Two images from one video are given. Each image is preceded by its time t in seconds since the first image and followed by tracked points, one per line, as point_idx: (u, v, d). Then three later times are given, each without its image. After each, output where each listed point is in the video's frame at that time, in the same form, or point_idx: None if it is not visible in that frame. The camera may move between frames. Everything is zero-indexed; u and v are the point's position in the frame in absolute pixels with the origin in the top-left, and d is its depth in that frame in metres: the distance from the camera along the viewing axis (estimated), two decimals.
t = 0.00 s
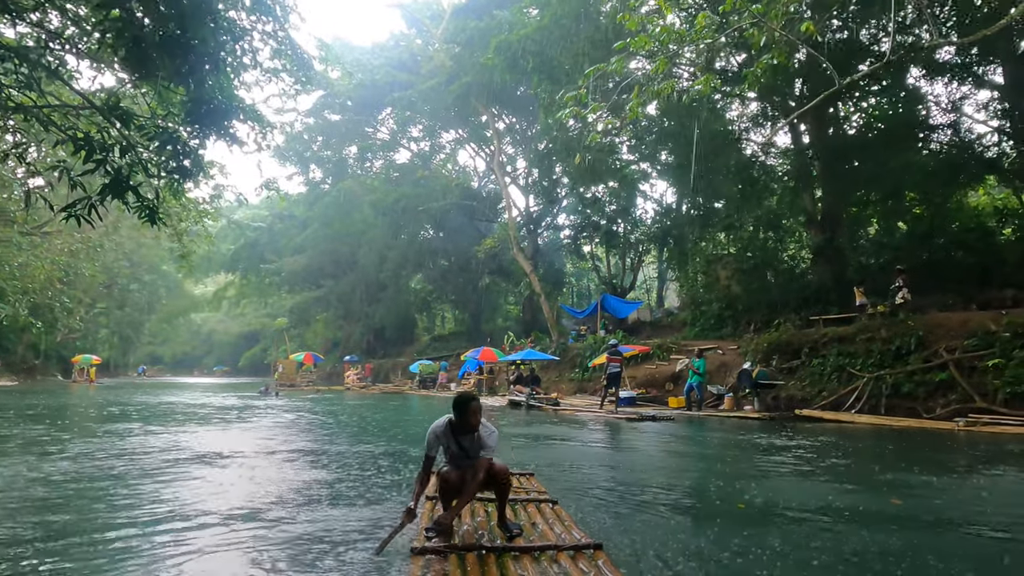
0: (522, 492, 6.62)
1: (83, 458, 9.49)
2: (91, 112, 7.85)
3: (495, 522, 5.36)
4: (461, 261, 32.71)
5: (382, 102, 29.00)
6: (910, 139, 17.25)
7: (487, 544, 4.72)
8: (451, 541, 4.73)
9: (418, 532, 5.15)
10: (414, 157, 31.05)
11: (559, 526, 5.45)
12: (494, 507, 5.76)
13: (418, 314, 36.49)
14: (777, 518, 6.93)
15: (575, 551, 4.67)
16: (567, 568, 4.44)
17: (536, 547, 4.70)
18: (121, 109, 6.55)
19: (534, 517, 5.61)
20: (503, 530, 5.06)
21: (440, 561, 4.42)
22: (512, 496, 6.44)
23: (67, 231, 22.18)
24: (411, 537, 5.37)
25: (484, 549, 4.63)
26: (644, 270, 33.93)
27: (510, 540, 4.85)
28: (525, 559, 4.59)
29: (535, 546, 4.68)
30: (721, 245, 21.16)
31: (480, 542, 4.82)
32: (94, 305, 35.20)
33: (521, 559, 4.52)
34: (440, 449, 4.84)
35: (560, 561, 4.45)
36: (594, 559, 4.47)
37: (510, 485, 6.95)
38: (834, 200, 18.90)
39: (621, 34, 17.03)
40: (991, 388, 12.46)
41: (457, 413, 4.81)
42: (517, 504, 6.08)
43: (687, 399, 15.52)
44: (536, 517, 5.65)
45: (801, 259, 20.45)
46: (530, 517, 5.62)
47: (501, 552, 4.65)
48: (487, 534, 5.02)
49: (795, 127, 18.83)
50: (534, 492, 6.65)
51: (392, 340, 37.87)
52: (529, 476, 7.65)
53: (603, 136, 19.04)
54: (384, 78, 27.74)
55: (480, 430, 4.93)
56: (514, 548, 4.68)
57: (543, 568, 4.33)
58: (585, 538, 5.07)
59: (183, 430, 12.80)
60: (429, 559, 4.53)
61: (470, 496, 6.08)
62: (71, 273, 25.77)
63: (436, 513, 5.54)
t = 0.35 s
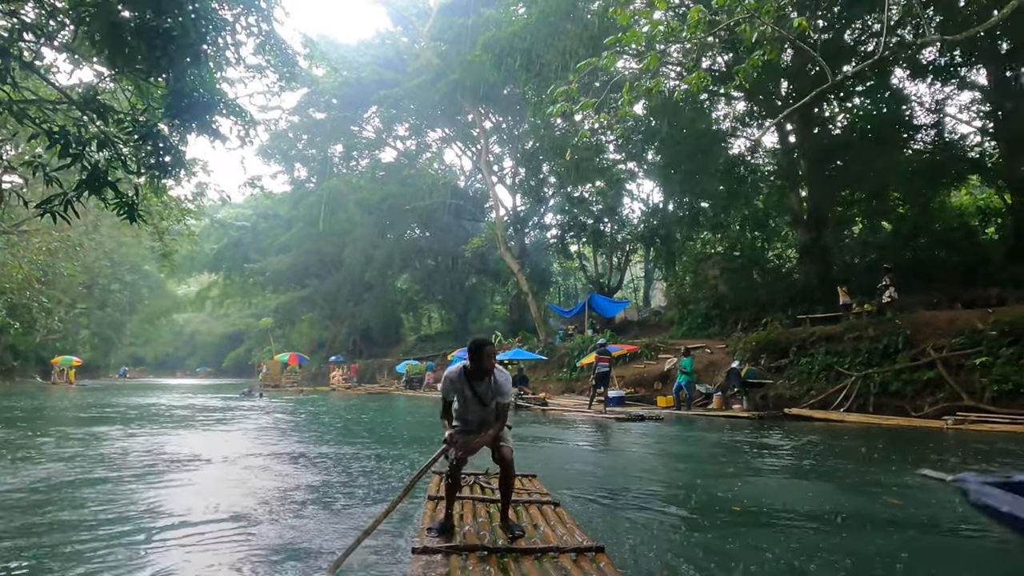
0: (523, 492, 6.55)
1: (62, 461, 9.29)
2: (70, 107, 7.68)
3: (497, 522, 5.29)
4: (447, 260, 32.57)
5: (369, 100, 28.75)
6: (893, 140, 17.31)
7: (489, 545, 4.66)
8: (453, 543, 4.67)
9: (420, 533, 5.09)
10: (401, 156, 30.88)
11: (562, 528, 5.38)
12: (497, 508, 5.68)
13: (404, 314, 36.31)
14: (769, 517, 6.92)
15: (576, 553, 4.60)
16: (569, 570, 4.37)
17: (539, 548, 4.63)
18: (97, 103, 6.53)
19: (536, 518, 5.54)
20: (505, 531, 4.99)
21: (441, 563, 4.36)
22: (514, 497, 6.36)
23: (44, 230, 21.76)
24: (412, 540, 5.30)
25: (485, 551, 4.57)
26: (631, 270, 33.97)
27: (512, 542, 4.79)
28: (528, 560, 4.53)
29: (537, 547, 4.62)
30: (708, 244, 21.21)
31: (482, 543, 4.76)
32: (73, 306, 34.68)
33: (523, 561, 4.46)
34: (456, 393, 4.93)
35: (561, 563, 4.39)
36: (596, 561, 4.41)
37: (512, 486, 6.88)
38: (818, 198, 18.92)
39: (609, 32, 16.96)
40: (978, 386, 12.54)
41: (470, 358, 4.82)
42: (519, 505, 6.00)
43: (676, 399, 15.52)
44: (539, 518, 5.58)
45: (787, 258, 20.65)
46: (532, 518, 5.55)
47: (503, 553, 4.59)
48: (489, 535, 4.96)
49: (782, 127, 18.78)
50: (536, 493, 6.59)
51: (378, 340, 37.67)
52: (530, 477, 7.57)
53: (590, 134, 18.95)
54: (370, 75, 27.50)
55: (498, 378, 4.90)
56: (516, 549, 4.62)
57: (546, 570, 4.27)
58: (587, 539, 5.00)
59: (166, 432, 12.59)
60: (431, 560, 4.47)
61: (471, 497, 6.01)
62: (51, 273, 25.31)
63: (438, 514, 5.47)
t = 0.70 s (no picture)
0: (524, 492, 6.44)
1: (38, 464, 9.09)
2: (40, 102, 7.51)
3: (498, 522, 5.18)
4: (432, 259, 32.45)
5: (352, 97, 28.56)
6: (874, 141, 17.40)
7: (489, 544, 4.58)
8: (453, 542, 4.58)
9: (420, 533, 5.00)
10: (385, 155, 30.74)
11: (562, 528, 5.28)
12: (497, 508, 5.57)
13: (387, 313, 36.13)
14: (760, 517, 6.87)
15: (577, 553, 4.51)
16: (569, 570, 4.28)
17: (539, 548, 4.54)
18: (69, 94, 6.50)
19: (537, 517, 5.44)
20: (506, 530, 4.89)
21: (440, 562, 4.27)
22: (515, 497, 6.25)
23: (19, 228, 21.37)
24: (411, 543, 5.19)
25: (485, 550, 4.48)
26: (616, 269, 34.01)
27: (512, 541, 4.69)
28: (528, 560, 4.43)
29: (537, 547, 4.52)
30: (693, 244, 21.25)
31: (482, 542, 4.67)
32: (50, 305, 34.16)
33: (523, 561, 4.36)
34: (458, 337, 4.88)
35: (561, 563, 4.29)
36: (597, 562, 4.31)
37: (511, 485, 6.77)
38: (801, 198, 18.90)
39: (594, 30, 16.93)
40: (963, 384, 12.62)
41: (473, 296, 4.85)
42: (519, 505, 5.90)
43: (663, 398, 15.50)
44: (540, 518, 5.48)
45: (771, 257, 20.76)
46: (532, 518, 5.45)
47: (502, 553, 4.50)
48: (489, 534, 4.86)
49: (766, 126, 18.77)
50: (537, 492, 6.48)
51: (362, 340, 37.45)
52: (531, 476, 7.47)
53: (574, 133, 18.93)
54: (354, 73, 27.33)
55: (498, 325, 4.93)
56: (516, 549, 4.54)
57: (546, 571, 4.17)
58: (588, 540, 4.90)
59: (146, 434, 12.38)
60: (431, 558, 4.38)
61: (471, 496, 5.90)
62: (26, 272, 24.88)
63: (439, 512, 5.37)
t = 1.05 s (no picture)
0: (526, 492, 6.33)
1: (12, 468, 8.85)
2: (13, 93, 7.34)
3: (500, 522, 5.09)
4: (417, 259, 32.34)
5: (337, 94, 28.38)
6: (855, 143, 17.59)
7: (490, 543, 4.49)
8: (455, 542, 4.50)
9: (421, 533, 4.91)
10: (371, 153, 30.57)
11: (563, 528, 5.19)
12: (500, 508, 5.47)
13: (372, 313, 35.96)
14: (753, 516, 6.84)
15: (578, 552, 4.42)
16: (571, 570, 4.19)
17: (540, 548, 4.45)
18: (43, 85, 6.46)
19: (537, 517, 5.35)
20: (507, 529, 4.80)
21: (442, 562, 4.18)
22: (516, 497, 6.15)
23: None
24: (409, 545, 5.08)
25: (486, 550, 4.40)
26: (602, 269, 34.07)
27: (514, 540, 4.61)
28: (530, 559, 4.35)
29: (539, 547, 4.44)
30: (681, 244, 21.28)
31: (484, 541, 4.58)
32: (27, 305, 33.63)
33: (525, 560, 4.27)
34: (456, 327, 4.85)
35: (562, 563, 4.20)
36: (599, 562, 4.22)
37: (512, 485, 6.66)
38: (786, 197, 18.91)
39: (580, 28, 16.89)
40: (950, 383, 12.69)
41: (473, 285, 4.87)
42: (522, 505, 5.81)
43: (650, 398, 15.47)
44: (543, 518, 5.38)
45: (757, 257, 20.87)
46: (535, 518, 5.34)
47: (503, 553, 4.42)
48: (491, 534, 4.77)
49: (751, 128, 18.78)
50: (538, 492, 6.37)
51: (346, 340, 37.25)
52: (534, 476, 7.36)
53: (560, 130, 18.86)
54: (338, 70, 27.15)
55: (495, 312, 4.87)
56: (517, 548, 4.45)
57: (548, 571, 4.08)
58: (590, 540, 4.81)
59: (125, 437, 12.16)
60: (432, 558, 4.29)
61: (473, 496, 5.80)
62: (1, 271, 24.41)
63: (439, 512, 5.28)
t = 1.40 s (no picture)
0: (529, 492, 6.24)
1: None
2: None
3: (503, 521, 5.02)
4: (401, 259, 32.16)
5: (320, 91, 28.13)
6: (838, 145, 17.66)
7: (492, 544, 4.42)
8: (458, 542, 4.43)
9: (424, 533, 4.83)
10: (354, 151, 30.32)
11: (566, 528, 5.12)
12: (502, 508, 5.39)
13: (356, 313, 35.72)
14: (746, 515, 6.81)
15: (580, 552, 4.36)
16: (573, 570, 4.13)
17: (542, 548, 4.39)
18: (14, 75, 6.27)
19: (540, 517, 5.27)
20: (510, 529, 4.73)
21: (445, 562, 4.11)
22: (519, 497, 6.06)
23: None
24: (409, 546, 5.00)
25: (489, 550, 4.33)
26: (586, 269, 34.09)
27: (517, 541, 4.53)
28: (532, 560, 4.28)
29: (541, 547, 4.37)
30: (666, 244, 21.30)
31: (487, 541, 4.51)
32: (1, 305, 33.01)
33: (528, 560, 4.21)
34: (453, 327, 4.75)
35: (565, 564, 4.14)
36: (602, 562, 4.16)
37: (516, 485, 6.57)
38: (771, 198, 18.97)
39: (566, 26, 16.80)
40: (935, 382, 12.78)
41: (470, 284, 4.73)
42: (525, 505, 5.72)
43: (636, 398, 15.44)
44: (546, 518, 5.30)
45: (742, 257, 20.95)
46: (537, 518, 5.27)
47: (506, 553, 4.35)
48: (494, 534, 4.70)
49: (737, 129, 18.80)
50: (541, 492, 6.29)
51: (329, 340, 36.96)
52: (536, 477, 7.27)
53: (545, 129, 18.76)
54: (321, 67, 26.91)
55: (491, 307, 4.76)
56: (520, 548, 4.38)
57: (551, 571, 4.01)
58: (592, 541, 4.74)
59: (104, 439, 11.90)
60: (436, 558, 4.22)
61: (476, 496, 5.71)
62: None
63: (441, 512, 5.19)
